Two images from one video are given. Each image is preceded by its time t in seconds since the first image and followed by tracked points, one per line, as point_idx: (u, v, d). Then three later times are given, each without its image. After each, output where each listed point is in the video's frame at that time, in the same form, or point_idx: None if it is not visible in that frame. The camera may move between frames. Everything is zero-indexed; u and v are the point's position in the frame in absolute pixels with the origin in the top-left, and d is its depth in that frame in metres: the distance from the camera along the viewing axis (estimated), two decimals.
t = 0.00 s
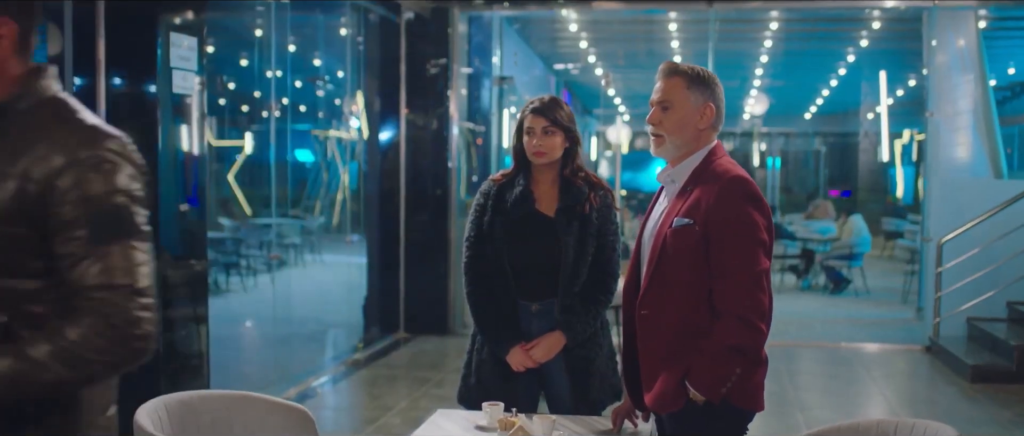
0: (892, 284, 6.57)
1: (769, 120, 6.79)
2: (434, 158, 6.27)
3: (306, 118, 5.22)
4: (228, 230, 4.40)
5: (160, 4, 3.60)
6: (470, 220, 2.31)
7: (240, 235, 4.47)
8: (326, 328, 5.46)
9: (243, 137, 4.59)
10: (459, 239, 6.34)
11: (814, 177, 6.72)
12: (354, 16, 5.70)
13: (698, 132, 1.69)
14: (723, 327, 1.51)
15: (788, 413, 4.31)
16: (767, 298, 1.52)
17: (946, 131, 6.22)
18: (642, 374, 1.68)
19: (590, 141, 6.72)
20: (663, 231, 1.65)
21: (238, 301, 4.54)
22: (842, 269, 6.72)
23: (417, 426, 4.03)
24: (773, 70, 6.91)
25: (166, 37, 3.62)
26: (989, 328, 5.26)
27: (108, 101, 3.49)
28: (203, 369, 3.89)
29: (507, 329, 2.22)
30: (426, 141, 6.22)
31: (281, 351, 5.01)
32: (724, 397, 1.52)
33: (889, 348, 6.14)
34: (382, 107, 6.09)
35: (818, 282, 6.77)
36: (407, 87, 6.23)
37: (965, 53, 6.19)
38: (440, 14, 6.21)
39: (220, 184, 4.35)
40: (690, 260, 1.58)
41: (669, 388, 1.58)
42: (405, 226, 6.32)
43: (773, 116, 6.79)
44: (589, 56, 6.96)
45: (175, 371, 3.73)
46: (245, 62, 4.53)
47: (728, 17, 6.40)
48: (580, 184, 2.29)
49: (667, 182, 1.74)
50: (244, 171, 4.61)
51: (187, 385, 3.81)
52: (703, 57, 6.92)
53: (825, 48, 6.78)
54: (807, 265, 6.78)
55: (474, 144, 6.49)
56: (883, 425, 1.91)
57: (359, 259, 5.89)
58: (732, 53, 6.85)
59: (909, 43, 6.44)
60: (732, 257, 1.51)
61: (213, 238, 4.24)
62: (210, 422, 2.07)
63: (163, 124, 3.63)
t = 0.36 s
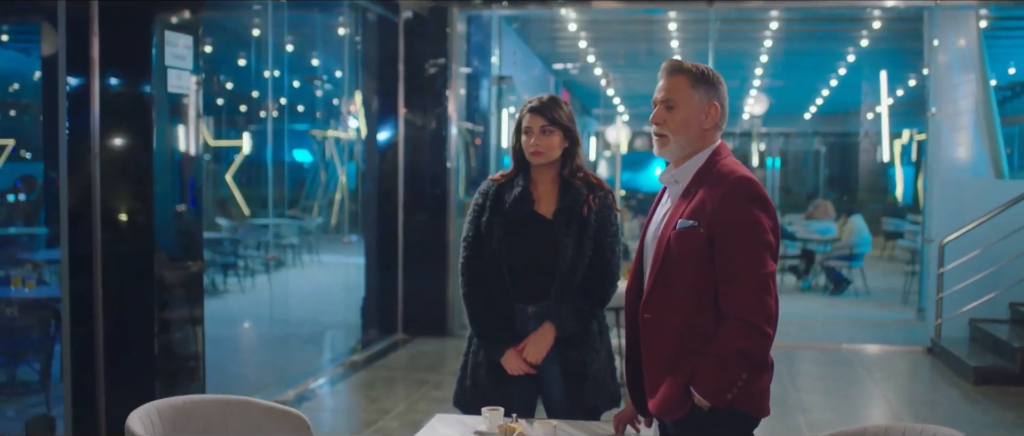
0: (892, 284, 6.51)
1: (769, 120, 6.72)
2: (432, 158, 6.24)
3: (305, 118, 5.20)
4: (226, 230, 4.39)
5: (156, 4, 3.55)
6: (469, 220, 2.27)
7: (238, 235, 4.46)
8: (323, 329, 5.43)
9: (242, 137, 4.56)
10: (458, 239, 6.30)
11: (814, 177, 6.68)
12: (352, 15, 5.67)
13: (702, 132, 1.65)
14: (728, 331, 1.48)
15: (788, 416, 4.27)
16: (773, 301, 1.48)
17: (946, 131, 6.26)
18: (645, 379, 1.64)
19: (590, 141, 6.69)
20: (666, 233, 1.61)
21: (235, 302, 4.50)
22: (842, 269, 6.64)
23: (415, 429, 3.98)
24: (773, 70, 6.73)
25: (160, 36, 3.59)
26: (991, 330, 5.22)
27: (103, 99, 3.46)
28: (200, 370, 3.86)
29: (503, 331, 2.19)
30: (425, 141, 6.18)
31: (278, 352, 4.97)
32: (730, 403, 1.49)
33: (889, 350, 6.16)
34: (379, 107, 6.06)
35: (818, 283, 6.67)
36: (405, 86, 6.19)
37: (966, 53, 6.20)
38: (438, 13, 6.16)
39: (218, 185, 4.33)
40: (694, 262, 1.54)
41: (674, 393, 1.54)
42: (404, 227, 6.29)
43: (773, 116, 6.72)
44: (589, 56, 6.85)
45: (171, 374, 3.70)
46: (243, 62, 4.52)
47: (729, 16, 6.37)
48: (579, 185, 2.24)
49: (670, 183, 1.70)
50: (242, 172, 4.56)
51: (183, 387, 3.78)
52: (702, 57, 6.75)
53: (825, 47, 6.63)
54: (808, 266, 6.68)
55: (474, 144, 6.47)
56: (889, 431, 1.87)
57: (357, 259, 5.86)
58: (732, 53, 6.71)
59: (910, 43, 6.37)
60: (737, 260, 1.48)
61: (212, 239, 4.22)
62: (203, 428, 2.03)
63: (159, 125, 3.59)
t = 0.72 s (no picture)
0: (891, 285, 6.45)
1: (768, 120, 6.67)
2: (429, 158, 6.18)
3: (301, 118, 5.17)
4: (221, 230, 4.36)
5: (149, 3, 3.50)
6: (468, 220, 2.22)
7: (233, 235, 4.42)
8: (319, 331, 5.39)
9: (238, 137, 4.52)
10: (455, 240, 6.25)
11: (812, 177, 6.62)
12: (347, 14, 5.64)
13: (708, 132, 1.61)
14: (734, 336, 1.43)
15: (787, 420, 4.22)
16: (781, 303, 1.44)
17: (945, 131, 6.21)
18: (648, 385, 1.60)
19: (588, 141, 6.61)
20: (670, 236, 1.56)
21: (230, 303, 4.47)
22: (840, 270, 6.59)
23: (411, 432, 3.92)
24: (772, 70, 6.75)
25: (152, 35, 3.53)
26: (992, 331, 5.17)
27: (93, 100, 3.42)
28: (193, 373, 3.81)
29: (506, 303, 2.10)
30: (422, 141, 6.13)
31: (272, 354, 4.93)
32: (736, 410, 1.44)
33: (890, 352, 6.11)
34: (375, 108, 6.03)
35: (816, 284, 6.62)
36: (402, 87, 6.12)
37: (965, 53, 6.14)
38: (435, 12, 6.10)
39: (213, 184, 4.28)
40: (700, 265, 1.49)
41: (678, 400, 1.50)
42: (400, 228, 6.23)
43: (773, 116, 6.68)
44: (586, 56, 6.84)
45: (163, 377, 3.64)
46: (238, 62, 4.48)
47: (728, 16, 6.30)
48: (577, 184, 2.18)
49: (673, 184, 1.65)
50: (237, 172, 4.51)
51: (177, 391, 3.72)
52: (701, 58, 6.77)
53: (825, 47, 6.66)
54: (805, 267, 6.64)
55: (470, 145, 6.41)
56: None
57: (352, 259, 5.82)
58: (732, 52, 6.71)
59: (910, 43, 6.32)
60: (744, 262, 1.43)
61: (207, 240, 4.17)
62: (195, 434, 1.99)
63: (152, 124, 3.54)
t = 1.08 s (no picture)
0: (886, 285, 6.42)
1: (762, 120, 6.54)
2: (421, 159, 6.11)
3: (293, 117, 5.12)
4: (212, 231, 4.30)
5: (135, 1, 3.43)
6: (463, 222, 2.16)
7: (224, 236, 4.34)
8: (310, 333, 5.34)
9: (230, 137, 4.47)
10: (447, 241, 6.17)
11: (805, 177, 6.52)
12: (339, 13, 5.59)
13: (713, 131, 1.55)
14: (741, 342, 1.38)
15: (784, 423, 4.16)
16: (790, 308, 1.39)
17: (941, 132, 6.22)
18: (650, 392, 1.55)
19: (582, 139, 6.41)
20: (672, 238, 1.50)
21: (220, 304, 4.40)
22: (835, 271, 6.50)
23: None
24: (767, 69, 6.65)
25: (139, 33, 3.46)
26: (989, 333, 5.13)
27: (78, 98, 3.37)
28: (181, 376, 3.74)
29: (512, 260, 1.99)
30: (415, 142, 6.06)
31: (262, 356, 4.86)
32: (744, 419, 1.39)
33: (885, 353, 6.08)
34: (367, 107, 5.97)
35: (810, 285, 6.51)
36: (394, 86, 6.07)
37: (961, 52, 6.12)
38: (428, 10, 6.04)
39: (204, 184, 4.22)
40: (705, 269, 1.44)
41: (683, 409, 1.45)
42: (393, 229, 6.17)
43: (766, 116, 6.55)
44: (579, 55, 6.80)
45: (152, 379, 3.58)
46: (229, 61, 4.44)
47: (723, 14, 6.24)
48: (573, 180, 2.12)
49: (676, 184, 1.59)
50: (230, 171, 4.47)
51: (166, 393, 3.67)
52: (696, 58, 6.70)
53: (821, 46, 6.58)
54: (800, 267, 6.53)
55: (463, 145, 6.35)
56: None
57: (344, 260, 5.76)
58: (727, 51, 6.67)
59: (906, 42, 6.27)
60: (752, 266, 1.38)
61: (198, 241, 4.12)
62: None
63: (141, 124, 3.50)
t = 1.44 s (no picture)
0: (877, 286, 6.40)
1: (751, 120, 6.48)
2: (410, 159, 5.99)
3: (281, 117, 5.06)
4: (198, 231, 4.23)
5: None
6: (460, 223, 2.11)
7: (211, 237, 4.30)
8: (297, 335, 5.28)
9: (217, 136, 4.41)
10: (437, 242, 6.10)
11: (795, 177, 6.47)
12: (326, 12, 5.54)
13: (718, 129, 1.50)
14: (747, 350, 1.33)
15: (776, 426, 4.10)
16: (798, 314, 1.34)
17: (933, 132, 6.09)
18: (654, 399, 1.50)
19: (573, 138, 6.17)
20: (674, 242, 1.45)
21: (207, 306, 4.33)
22: (827, 271, 6.51)
23: None
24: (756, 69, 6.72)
25: (120, 29, 3.42)
26: (983, 333, 5.09)
27: (58, 96, 3.24)
28: (164, 378, 3.68)
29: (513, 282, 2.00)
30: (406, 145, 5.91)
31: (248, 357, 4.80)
32: (752, 428, 1.34)
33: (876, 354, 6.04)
34: (354, 107, 5.92)
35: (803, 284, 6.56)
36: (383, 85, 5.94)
37: (953, 51, 6.02)
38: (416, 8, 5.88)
39: (190, 184, 4.15)
40: (709, 273, 1.39)
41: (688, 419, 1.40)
42: (381, 229, 6.07)
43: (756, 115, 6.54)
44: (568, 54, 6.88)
45: (134, 381, 3.53)
46: (217, 60, 4.39)
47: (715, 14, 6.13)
48: (574, 181, 2.06)
49: (677, 185, 1.52)
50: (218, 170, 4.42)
51: (149, 397, 3.61)
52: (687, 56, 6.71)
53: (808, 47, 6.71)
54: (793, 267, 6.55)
55: (451, 145, 6.27)
56: None
57: (331, 260, 5.69)
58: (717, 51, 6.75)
59: (898, 41, 6.26)
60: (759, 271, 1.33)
61: (185, 243, 4.05)
62: None
63: (127, 123, 3.47)
